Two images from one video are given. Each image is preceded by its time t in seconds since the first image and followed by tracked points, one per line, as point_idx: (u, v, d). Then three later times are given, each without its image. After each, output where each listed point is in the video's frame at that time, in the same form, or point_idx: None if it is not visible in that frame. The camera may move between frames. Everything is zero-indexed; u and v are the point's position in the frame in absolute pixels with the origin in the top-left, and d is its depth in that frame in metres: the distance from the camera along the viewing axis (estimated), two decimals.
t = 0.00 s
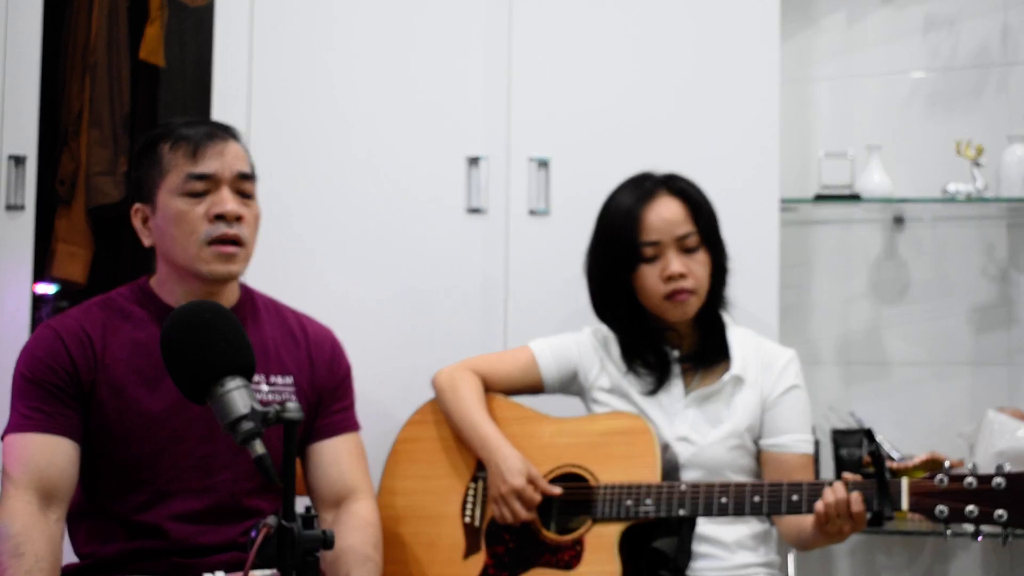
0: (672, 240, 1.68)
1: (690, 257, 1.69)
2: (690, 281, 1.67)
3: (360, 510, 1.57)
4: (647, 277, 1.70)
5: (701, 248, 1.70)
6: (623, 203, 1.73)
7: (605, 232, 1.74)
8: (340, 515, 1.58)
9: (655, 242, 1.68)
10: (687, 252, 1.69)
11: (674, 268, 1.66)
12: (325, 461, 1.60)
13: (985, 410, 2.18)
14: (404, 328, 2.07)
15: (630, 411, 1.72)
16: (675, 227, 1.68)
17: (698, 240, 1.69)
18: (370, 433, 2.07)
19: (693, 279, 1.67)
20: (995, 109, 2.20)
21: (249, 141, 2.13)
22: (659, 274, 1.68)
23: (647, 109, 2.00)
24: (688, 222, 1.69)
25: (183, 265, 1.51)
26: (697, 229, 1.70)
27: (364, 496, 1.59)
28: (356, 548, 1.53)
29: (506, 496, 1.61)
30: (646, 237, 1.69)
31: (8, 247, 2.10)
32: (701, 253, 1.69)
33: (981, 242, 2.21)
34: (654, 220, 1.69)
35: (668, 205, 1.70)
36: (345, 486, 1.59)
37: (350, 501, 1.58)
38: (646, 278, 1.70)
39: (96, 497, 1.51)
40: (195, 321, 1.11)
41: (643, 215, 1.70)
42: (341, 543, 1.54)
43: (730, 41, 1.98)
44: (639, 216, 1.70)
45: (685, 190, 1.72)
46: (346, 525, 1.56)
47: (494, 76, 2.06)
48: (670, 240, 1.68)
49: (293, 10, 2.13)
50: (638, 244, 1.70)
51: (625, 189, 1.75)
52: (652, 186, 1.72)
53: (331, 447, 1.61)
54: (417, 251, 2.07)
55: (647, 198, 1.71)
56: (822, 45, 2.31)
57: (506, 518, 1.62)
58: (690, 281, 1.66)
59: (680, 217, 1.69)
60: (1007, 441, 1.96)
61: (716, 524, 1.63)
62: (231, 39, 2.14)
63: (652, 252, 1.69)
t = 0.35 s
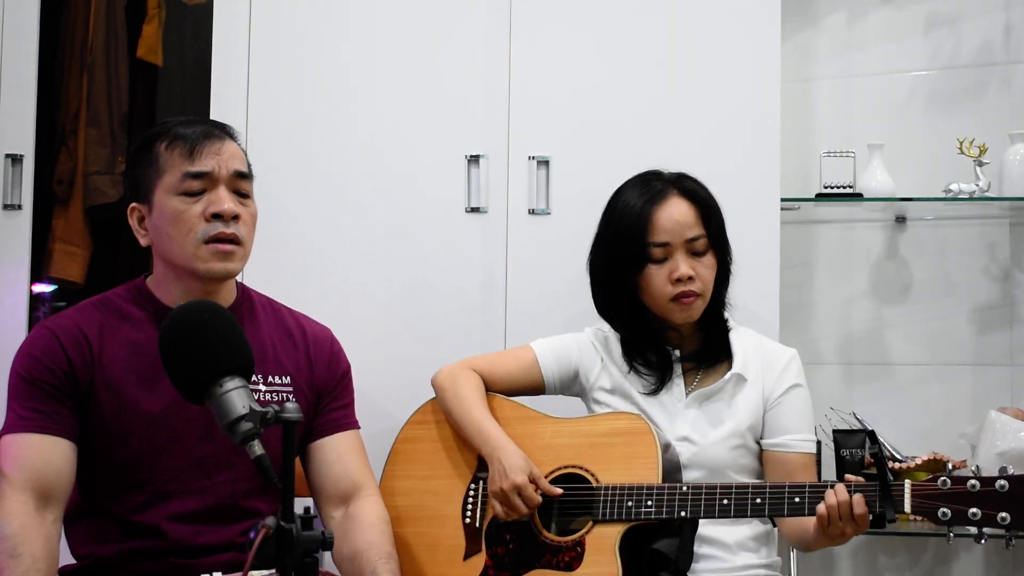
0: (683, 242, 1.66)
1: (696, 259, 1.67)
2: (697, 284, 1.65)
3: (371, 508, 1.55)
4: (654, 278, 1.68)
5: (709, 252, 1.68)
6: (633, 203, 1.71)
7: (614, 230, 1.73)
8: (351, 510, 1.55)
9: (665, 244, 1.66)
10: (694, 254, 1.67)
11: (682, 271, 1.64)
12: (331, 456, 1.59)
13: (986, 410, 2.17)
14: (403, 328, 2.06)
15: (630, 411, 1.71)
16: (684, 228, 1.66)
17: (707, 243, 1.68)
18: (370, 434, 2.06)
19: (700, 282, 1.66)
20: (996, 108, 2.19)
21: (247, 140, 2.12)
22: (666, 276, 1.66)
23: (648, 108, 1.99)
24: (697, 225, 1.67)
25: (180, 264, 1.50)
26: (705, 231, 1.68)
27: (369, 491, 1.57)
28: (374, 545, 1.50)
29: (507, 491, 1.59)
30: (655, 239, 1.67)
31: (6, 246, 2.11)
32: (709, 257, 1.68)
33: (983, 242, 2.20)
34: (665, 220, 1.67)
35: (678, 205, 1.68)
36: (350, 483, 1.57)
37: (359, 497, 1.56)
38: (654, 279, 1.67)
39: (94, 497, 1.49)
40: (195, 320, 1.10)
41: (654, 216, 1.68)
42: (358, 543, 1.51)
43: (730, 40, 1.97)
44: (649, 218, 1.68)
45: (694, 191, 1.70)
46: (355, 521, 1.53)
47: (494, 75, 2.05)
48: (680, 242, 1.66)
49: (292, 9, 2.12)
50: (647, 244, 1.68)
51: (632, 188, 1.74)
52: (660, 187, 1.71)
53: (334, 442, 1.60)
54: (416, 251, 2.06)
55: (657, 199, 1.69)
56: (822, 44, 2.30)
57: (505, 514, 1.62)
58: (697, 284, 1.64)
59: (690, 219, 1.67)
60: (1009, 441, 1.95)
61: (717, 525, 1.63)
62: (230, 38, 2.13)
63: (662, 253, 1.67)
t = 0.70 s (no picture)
0: (687, 244, 1.65)
1: (702, 261, 1.67)
2: (703, 286, 1.65)
3: (368, 509, 1.55)
4: (662, 281, 1.67)
5: (713, 252, 1.68)
6: (638, 205, 1.70)
7: (618, 232, 1.72)
8: (348, 514, 1.55)
9: (670, 247, 1.66)
10: (699, 256, 1.67)
11: (688, 273, 1.64)
12: (333, 456, 1.59)
13: (986, 410, 2.18)
14: (404, 328, 2.06)
15: (633, 410, 1.71)
16: (687, 230, 1.66)
17: (711, 245, 1.67)
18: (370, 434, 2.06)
19: (706, 283, 1.66)
20: (996, 109, 2.19)
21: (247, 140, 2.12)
22: (673, 279, 1.66)
23: (647, 108, 2.00)
24: (701, 227, 1.67)
25: (182, 268, 1.50)
26: (709, 233, 1.68)
27: (369, 492, 1.57)
28: (371, 548, 1.50)
29: (506, 493, 1.60)
30: (663, 241, 1.67)
31: (9, 249, 2.10)
32: (713, 257, 1.67)
33: (983, 242, 2.20)
34: (670, 223, 1.66)
35: (682, 207, 1.67)
36: (348, 484, 1.57)
37: (358, 499, 1.56)
38: (659, 283, 1.68)
39: (95, 496, 1.50)
40: (195, 320, 1.10)
41: (659, 219, 1.67)
42: (355, 544, 1.51)
43: (730, 40, 1.97)
44: (658, 221, 1.67)
45: (698, 194, 1.70)
46: (355, 522, 1.53)
47: (494, 75, 2.05)
48: (685, 244, 1.65)
49: (292, 10, 2.12)
50: (654, 246, 1.67)
51: (635, 191, 1.73)
52: (663, 190, 1.70)
53: (335, 443, 1.60)
54: (416, 251, 2.07)
55: (660, 201, 1.68)
56: (822, 45, 2.31)
57: (505, 515, 1.62)
58: (704, 286, 1.64)
59: (695, 221, 1.66)
60: (1009, 441, 1.95)
61: (718, 525, 1.63)
62: (230, 38, 2.13)
63: (668, 256, 1.67)
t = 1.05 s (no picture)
0: (676, 248, 1.65)
1: (693, 263, 1.67)
2: (695, 288, 1.65)
3: (376, 509, 1.55)
4: (651, 287, 1.67)
5: (703, 254, 1.68)
6: (624, 208, 1.70)
7: (604, 238, 1.72)
8: (355, 515, 1.55)
9: (658, 252, 1.66)
10: (689, 258, 1.66)
11: (680, 277, 1.64)
12: (335, 458, 1.59)
13: (986, 410, 2.18)
14: (404, 327, 2.06)
15: (631, 411, 1.72)
16: (676, 233, 1.65)
17: (702, 248, 1.67)
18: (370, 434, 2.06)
19: (698, 286, 1.65)
20: (996, 109, 2.20)
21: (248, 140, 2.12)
22: (664, 283, 1.65)
23: (648, 108, 2.00)
24: (690, 230, 1.66)
25: (181, 263, 1.50)
26: (699, 235, 1.68)
27: (373, 494, 1.57)
28: (381, 549, 1.50)
29: (501, 498, 1.60)
30: (650, 248, 1.67)
31: (6, 247, 2.11)
32: (704, 260, 1.67)
33: (983, 242, 2.20)
34: (656, 228, 1.66)
35: (669, 212, 1.67)
36: (353, 485, 1.57)
37: (362, 499, 1.56)
38: (652, 288, 1.67)
39: (96, 496, 1.50)
40: (195, 321, 1.10)
41: (645, 224, 1.67)
42: (365, 544, 1.51)
43: (730, 40, 1.97)
44: (643, 225, 1.67)
45: (684, 196, 1.69)
46: (361, 525, 1.53)
47: (494, 74, 2.05)
48: (673, 248, 1.65)
49: (291, 10, 2.12)
50: (641, 253, 1.67)
51: (624, 194, 1.73)
52: (650, 194, 1.70)
53: (336, 443, 1.60)
54: (416, 251, 2.07)
55: (647, 203, 1.68)
56: (822, 45, 2.31)
57: (501, 520, 1.61)
58: (696, 289, 1.63)
59: (682, 224, 1.66)
60: (1009, 441, 1.95)
61: (717, 525, 1.63)
62: (230, 38, 2.13)
63: (657, 261, 1.67)
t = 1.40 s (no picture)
0: (676, 248, 1.65)
1: (693, 263, 1.67)
2: (696, 288, 1.65)
3: (372, 514, 1.54)
4: (652, 286, 1.67)
5: (705, 254, 1.68)
6: (627, 207, 1.70)
7: (606, 239, 1.72)
8: (352, 518, 1.55)
9: (659, 252, 1.66)
10: (689, 258, 1.66)
11: (680, 277, 1.64)
12: (336, 461, 1.59)
13: (986, 410, 2.18)
14: (404, 327, 2.06)
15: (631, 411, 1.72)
16: (676, 234, 1.65)
17: (702, 248, 1.67)
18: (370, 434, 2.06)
19: (699, 286, 1.65)
20: (996, 109, 2.20)
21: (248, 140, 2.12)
22: (665, 283, 1.66)
23: (648, 108, 2.00)
24: (690, 230, 1.66)
25: (194, 260, 1.50)
26: (700, 235, 1.68)
27: (372, 499, 1.57)
28: (374, 552, 1.50)
29: (501, 498, 1.60)
30: (651, 247, 1.67)
31: (5, 246, 2.11)
32: (705, 259, 1.67)
33: (983, 243, 2.20)
34: (656, 228, 1.66)
35: (670, 212, 1.67)
36: (353, 489, 1.57)
37: (361, 502, 1.56)
38: (651, 287, 1.67)
39: (97, 496, 1.50)
40: (194, 321, 1.10)
41: (647, 223, 1.67)
42: (359, 546, 1.50)
43: (730, 40, 1.97)
44: (643, 224, 1.67)
45: (686, 195, 1.69)
46: (356, 529, 1.53)
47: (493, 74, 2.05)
48: (674, 248, 1.65)
49: (291, 10, 2.12)
50: (642, 252, 1.67)
51: (626, 194, 1.73)
52: (652, 193, 1.70)
53: (339, 448, 1.60)
54: (416, 251, 2.07)
55: (649, 203, 1.68)
56: (822, 45, 2.31)
57: (500, 520, 1.61)
58: (696, 289, 1.63)
59: (682, 224, 1.66)
60: (1009, 441, 1.95)
61: (717, 525, 1.63)
62: (230, 39, 2.13)
63: (657, 261, 1.67)
